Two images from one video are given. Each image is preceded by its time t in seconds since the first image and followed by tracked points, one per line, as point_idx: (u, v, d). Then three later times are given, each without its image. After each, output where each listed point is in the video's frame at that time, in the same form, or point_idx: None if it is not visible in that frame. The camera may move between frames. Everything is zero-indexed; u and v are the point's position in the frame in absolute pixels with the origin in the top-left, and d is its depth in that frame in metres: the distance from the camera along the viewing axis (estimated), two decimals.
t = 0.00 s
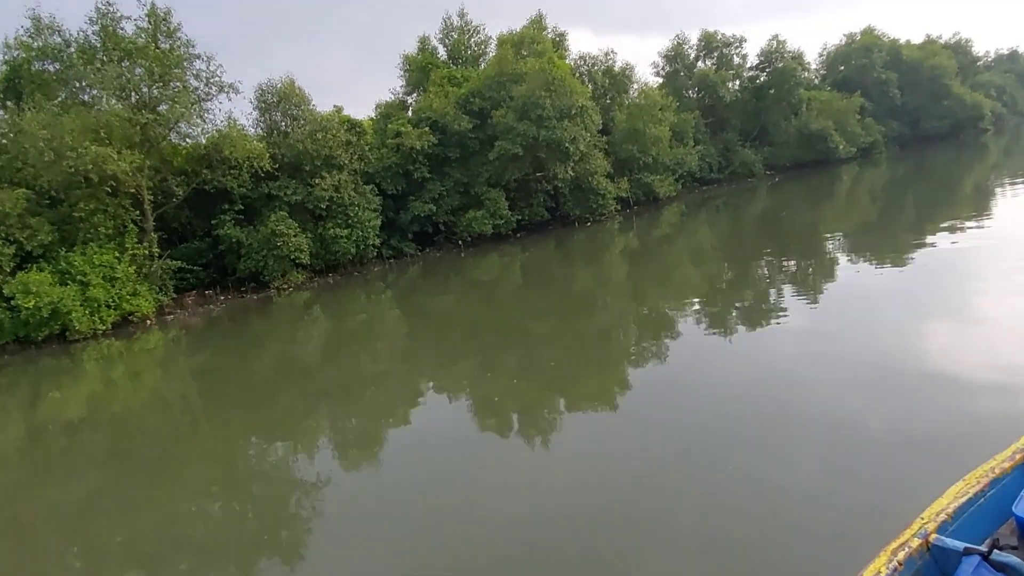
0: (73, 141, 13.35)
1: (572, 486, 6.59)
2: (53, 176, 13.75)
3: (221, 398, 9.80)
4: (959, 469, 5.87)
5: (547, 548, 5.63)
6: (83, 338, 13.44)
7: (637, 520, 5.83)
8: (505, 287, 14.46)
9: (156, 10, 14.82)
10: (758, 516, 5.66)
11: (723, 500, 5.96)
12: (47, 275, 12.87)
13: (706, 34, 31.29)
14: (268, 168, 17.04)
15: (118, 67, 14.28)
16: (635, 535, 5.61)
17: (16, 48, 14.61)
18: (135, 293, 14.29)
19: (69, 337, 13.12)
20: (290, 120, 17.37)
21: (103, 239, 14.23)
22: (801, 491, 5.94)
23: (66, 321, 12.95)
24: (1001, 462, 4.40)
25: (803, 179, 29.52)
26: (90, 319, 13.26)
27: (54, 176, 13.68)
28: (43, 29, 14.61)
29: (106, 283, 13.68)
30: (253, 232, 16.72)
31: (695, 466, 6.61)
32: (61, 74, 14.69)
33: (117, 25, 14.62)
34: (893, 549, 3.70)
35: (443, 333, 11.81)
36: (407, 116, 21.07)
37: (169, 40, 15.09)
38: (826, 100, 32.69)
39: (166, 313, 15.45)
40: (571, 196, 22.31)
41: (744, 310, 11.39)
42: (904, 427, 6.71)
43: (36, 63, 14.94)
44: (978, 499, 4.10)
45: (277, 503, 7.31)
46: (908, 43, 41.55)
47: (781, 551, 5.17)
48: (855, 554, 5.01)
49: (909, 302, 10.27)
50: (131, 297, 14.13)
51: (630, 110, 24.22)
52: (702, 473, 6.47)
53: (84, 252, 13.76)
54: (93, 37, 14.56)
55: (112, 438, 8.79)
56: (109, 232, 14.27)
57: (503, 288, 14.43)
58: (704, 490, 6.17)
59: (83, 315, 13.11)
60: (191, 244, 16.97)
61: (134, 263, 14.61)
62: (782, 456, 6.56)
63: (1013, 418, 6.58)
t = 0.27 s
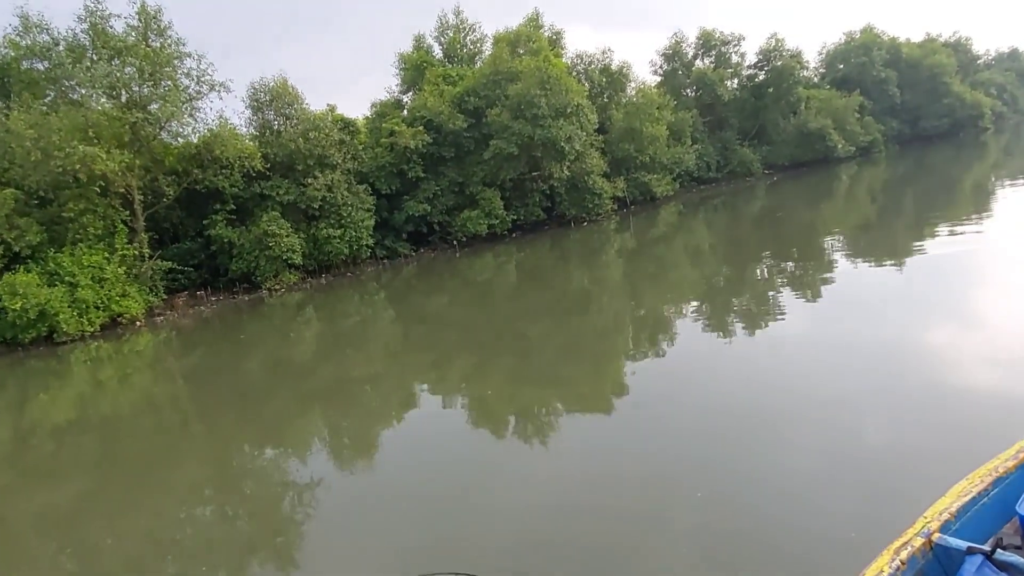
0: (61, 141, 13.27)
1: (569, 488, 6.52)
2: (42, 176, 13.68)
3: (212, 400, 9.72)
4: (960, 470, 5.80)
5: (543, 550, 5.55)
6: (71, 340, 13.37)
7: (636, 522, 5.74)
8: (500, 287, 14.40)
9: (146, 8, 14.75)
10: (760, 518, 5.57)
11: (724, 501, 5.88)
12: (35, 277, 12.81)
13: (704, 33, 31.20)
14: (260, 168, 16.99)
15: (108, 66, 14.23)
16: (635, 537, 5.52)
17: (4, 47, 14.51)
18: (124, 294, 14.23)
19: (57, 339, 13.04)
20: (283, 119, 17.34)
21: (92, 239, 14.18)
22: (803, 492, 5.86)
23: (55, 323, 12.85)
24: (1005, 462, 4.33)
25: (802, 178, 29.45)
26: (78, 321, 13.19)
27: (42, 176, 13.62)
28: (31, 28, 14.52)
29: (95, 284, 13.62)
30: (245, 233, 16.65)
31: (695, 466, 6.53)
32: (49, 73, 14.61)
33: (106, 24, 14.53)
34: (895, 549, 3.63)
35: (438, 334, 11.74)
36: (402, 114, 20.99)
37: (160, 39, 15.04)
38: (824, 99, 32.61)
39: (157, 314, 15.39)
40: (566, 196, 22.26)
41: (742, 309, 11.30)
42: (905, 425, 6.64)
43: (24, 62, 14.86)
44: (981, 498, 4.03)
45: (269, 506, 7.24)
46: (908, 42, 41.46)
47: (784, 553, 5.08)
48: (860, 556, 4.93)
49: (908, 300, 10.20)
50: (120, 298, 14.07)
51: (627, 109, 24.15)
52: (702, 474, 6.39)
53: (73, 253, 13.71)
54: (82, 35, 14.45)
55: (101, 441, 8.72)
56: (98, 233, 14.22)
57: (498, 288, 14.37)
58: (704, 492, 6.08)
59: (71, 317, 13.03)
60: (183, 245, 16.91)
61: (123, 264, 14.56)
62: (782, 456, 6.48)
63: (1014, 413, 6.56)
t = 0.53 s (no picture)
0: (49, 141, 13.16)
1: (566, 488, 6.44)
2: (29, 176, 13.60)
3: (203, 402, 9.65)
4: (960, 470, 5.71)
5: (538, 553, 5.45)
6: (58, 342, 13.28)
7: (635, 522, 5.64)
8: (495, 288, 14.33)
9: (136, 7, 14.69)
10: (760, 519, 5.48)
11: (723, 502, 5.78)
12: (21, 278, 12.73)
13: (703, 31, 31.15)
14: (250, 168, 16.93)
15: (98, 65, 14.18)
16: (634, 538, 5.42)
17: None
18: (113, 296, 14.16)
19: (43, 341, 12.94)
20: (274, 118, 17.32)
21: (81, 240, 14.12)
22: (805, 492, 5.76)
23: (41, 325, 12.75)
24: (1008, 460, 4.25)
25: (800, 177, 29.38)
26: (65, 323, 13.10)
27: (30, 176, 13.53)
28: (19, 26, 14.40)
29: (83, 285, 13.54)
30: (236, 233, 16.58)
31: (694, 468, 6.44)
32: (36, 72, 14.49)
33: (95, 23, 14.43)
34: (897, 547, 3.56)
35: (432, 335, 11.67)
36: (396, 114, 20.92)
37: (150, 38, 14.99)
38: (823, 98, 32.54)
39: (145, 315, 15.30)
40: (561, 195, 22.20)
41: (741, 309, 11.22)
42: (906, 425, 6.57)
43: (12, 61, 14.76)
44: (984, 497, 3.96)
45: (260, 509, 7.17)
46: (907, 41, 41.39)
47: (786, 553, 4.98)
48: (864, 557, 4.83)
49: (908, 298, 10.11)
50: (109, 299, 14.01)
51: (624, 108, 24.07)
52: (701, 475, 6.29)
53: (61, 254, 13.65)
54: (69, 34, 14.31)
55: (89, 444, 8.64)
56: (86, 233, 14.16)
57: (493, 288, 14.30)
58: (703, 493, 5.98)
59: (58, 319, 12.94)
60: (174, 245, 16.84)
61: (112, 265, 14.51)
62: (781, 457, 6.39)
63: (1017, 412, 6.49)
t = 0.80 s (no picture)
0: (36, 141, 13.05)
1: (557, 487, 6.37)
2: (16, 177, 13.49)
3: (194, 404, 9.58)
4: (959, 471, 5.64)
5: (531, 555, 5.36)
6: (44, 344, 13.19)
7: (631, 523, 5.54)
8: (490, 288, 14.28)
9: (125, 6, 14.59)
10: (759, 519, 5.38)
11: (721, 502, 5.69)
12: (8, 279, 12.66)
13: (700, 30, 31.07)
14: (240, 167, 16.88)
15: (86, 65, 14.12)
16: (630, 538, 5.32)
17: None
18: (101, 296, 14.09)
19: (29, 343, 12.84)
20: (265, 118, 17.31)
21: (69, 241, 14.05)
22: (803, 493, 5.67)
23: (27, 327, 12.65)
24: (1009, 459, 4.18)
25: (797, 176, 29.33)
26: (52, 325, 13.02)
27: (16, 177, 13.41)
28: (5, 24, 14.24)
29: (70, 286, 13.47)
30: (227, 233, 16.53)
31: (692, 467, 6.34)
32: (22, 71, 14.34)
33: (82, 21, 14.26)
34: (898, 546, 3.50)
35: (426, 335, 11.61)
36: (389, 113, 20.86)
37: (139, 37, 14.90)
38: (820, 98, 32.49)
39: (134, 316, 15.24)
40: (556, 195, 22.15)
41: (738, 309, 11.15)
42: (906, 426, 6.49)
43: None
44: (985, 495, 3.89)
45: (250, 510, 7.09)
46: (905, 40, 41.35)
47: (786, 556, 4.89)
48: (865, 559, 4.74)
49: (907, 298, 10.06)
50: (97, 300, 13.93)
51: (620, 107, 24.00)
52: (699, 475, 6.21)
53: (48, 255, 13.59)
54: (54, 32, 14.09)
55: (78, 446, 8.57)
56: (75, 234, 14.09)
57: (488, 289, 14.24)
58: (701, 493, 5.88)
59: (44, 321, 12.85)
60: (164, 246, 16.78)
61: (99, 266, 14.45)
62: (781, 458, 6.29)
63: (1018, 412, 6.42)
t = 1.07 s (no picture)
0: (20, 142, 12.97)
1: (550, 491, 6.28)
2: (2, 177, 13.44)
3: (184, 407, 9.50)
4: (958, 474, 5.56)
5: (523, 560, 5.28)
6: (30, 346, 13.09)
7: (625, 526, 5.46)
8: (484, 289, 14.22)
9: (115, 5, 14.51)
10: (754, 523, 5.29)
11: (716, 505, 5.60)
12: None
13: (696, 29, 31.01)
14: (229, 168, 16.82)
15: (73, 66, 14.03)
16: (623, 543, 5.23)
17: None
18: (88, 298, 14.01)
19: (14, 345, 12.74)
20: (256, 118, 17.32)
21: (56, 242, 13.99)
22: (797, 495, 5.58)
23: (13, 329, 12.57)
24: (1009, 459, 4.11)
25: (794, 176, 29.28)
26: (38, 327, 12.92)
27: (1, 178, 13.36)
28: None
29: (57, 288, 13.39)
30: (216, 233, 16.48)
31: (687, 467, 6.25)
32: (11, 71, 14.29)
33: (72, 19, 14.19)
34: (896, 546, 3.44)
35: (419, 337, 11.55)
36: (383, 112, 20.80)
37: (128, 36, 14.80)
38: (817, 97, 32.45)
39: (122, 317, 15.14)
40: (551, 195, 22.08)
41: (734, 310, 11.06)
42: (903, 427, 6.40)
43: None
44: (985, 495, 3.83)
45: (241, 514, 7.01)
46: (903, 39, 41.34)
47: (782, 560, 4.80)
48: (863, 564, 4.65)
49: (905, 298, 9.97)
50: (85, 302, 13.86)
51: (616, 107, 23.95)
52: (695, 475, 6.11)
53: (35, 256, 13.53)
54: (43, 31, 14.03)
55: (66, 449, 8.49)
56: (61, 235, 14.03)
57: (483, 289, 14.19)
58: (695, 495, 5.79)
59: (31, 322, 12.76)
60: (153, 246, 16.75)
61: (87, 267, 14.39)
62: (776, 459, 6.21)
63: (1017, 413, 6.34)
